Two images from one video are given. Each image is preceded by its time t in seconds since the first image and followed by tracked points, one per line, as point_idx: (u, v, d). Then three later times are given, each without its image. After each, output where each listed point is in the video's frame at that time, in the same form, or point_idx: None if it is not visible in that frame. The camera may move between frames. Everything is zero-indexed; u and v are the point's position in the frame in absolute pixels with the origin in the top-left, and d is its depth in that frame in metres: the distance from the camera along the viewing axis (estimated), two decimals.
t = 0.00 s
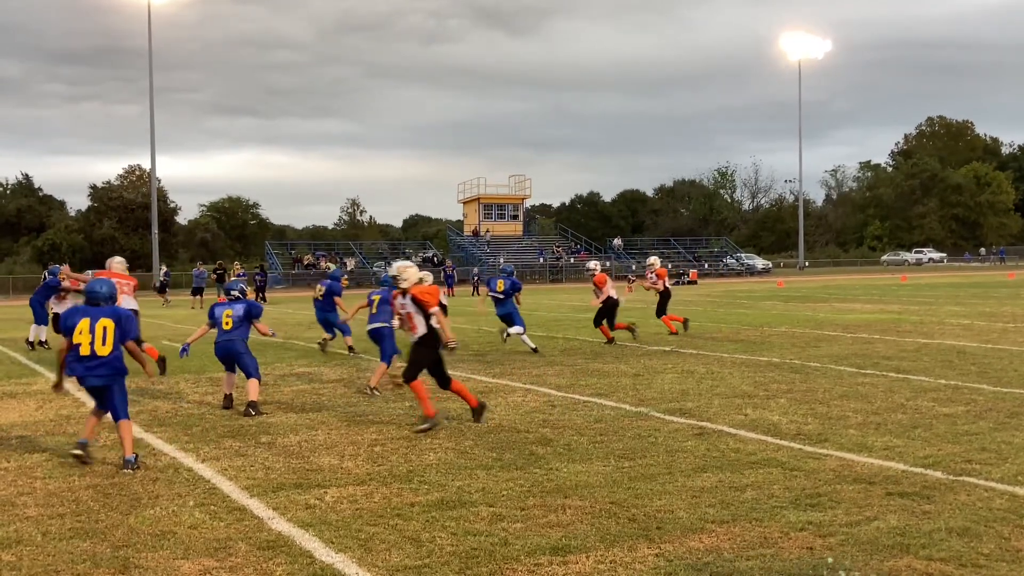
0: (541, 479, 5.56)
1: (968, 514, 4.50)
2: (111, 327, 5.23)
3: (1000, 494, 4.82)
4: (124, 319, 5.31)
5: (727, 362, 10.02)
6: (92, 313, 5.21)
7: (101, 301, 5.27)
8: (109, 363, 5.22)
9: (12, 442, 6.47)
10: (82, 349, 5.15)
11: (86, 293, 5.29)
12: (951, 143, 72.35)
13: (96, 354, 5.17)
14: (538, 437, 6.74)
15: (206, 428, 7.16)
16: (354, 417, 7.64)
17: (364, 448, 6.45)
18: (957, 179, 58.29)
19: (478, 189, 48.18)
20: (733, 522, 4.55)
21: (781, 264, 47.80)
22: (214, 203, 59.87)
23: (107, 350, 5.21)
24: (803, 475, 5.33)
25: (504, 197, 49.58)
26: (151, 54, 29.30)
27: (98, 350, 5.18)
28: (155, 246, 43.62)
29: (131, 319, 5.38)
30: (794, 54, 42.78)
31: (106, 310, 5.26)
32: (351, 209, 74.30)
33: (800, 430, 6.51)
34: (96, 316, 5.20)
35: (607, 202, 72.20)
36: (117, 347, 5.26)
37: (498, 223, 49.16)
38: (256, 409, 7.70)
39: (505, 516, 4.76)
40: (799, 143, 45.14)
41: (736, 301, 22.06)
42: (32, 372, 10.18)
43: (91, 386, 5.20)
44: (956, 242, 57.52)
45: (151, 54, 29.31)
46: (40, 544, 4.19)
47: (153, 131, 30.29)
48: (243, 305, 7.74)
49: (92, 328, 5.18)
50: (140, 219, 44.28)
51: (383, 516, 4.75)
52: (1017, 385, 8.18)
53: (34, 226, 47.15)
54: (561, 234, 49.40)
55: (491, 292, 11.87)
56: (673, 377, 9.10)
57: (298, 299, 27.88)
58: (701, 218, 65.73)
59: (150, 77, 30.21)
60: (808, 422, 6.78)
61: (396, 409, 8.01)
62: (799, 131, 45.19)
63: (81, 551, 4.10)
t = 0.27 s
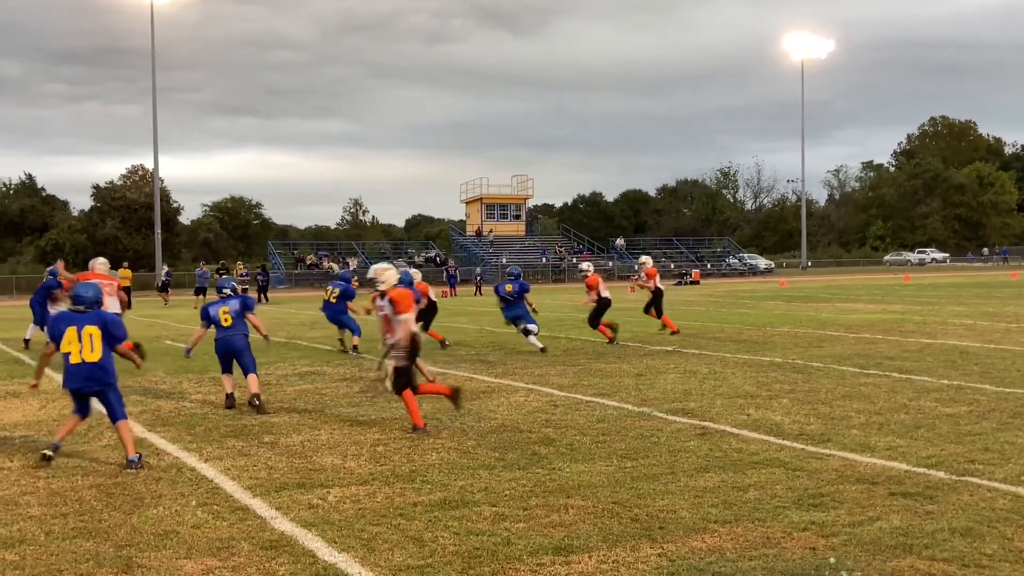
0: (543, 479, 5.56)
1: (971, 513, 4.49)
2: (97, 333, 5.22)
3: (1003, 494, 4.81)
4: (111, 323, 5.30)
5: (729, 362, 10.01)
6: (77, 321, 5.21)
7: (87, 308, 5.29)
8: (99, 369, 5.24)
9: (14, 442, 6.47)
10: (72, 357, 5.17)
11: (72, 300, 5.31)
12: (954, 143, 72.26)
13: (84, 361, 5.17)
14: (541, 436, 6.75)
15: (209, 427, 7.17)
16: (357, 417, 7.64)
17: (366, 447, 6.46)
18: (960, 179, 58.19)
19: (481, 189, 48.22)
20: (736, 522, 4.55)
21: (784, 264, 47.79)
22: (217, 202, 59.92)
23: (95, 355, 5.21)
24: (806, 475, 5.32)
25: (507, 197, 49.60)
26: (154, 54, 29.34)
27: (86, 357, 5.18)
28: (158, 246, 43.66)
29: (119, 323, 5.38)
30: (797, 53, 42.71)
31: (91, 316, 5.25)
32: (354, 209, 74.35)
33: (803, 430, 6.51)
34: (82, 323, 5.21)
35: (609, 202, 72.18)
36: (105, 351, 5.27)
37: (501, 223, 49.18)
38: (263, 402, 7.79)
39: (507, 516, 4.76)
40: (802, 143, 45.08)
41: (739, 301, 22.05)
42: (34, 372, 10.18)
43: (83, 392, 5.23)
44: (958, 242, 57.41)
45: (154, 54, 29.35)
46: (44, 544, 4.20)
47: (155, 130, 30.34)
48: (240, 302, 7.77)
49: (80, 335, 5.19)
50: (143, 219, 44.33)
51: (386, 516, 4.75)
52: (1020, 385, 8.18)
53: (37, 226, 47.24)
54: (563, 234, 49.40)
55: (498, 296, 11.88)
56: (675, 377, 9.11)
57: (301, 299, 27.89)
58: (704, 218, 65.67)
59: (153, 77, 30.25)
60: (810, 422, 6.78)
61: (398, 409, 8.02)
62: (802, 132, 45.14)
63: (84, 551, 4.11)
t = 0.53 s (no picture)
0: (549, 479, 5.57)
1: (976, 514, 4.49)
2: (80, 334, 5.23)
3: (1009, 496, 4.80)
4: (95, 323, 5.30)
5: (734, 362, 10.02)
6: (61, 320, 5.22)
7: (71, 305, 5.29)
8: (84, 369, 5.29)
9: (21, 441, 6.50)
10: (56, 357, 5.20)
11: (56, 296, 5.31)
12: (960, 143, 72.05)
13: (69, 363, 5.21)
14: (546, 436, 6.77)
15: (214, 427, 7.20)
16: (361, 417, 7.66)
17: (371, 447, 6.48)
18: (965, 179, 58.05)
19: (485, 189, 48.29)
20: (742, 522, 4.55)
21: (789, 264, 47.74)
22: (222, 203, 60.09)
23: (79, 356, 5.24)
24: (811, 475, 5.32)
25: (512, 197, 49.67)
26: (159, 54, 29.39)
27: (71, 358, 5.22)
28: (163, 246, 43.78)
29: (103, 322, 5.37)
30: (802, 54, 42.66)
31: (75, 315, 5.25)
32: (359, 209, 74.50)
33: (808, 430, 6.51)
34: (65, 323, 5.21)
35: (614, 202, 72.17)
36: (89, 351, 5.29)
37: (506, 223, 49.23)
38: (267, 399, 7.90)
39: (512, 516, 4.78)
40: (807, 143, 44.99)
41: (743, 301, 22.05)
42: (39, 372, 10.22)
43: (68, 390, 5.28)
44: (963, 243, 57.26)
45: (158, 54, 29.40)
46: (50, 543, 4.22)
47: (161, 131, 30.45)
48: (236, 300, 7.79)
49: (64, 334, 5.21)
50: (149, 219, 44.47)
51: (391, 516, 4.77)
52: None
53: (42, 226, 47.47)
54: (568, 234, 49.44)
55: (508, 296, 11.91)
56: (680, 377, 9.12)
57: (306, 299, 27.96)
58: (709, 218, 65.55)
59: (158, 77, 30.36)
60: (815, 422, 6.78)
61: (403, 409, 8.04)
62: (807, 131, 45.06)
63: (90, 550, 4.13)
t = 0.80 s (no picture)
0: (557, 479, 5.57)
1: (987, 515, 4.46)
2: (63, 333, 5.28)
3: (1021, 496, 4.77)
4: (76, 323, 5.35)
5: (743, 363, 9.99)
6: (44, 320, 5.24)
7: (53, 305, 5.31)
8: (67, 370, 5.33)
9: (31, 440, 6.55)
10: (39, 357, 5.22)
11: (36, 296, 5.32)
12: (970, 142, 71.63)
13: (52, 363, 5.24)
14: (555, 436, 6.76)
15: (224, 426, 7.24)
16: (370, 417, 7.67)
17: (380, 447, 6.50)
18: (976, 178, 57.70)
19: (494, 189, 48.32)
20: (750, 522, 4.54)
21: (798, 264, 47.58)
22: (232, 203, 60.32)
23: (62, 355, 5.28)
24: (820, 476, 5.30)
25: (521, 197, 49.68)
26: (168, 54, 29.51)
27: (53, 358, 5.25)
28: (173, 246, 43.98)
29: (84, 321, 5.42)
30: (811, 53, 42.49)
31: (56, 315, 5.29)
32: (367, 209, 74.63)
33: (817, 431, 6.48)
34: (48, 323, 5.24)
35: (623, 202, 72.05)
36: (71, 351, 5.34)
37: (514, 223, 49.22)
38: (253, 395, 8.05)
39: (521, 516, 4.78)
40: (817, 143, 44.78)
41: (753, 301, 21.97)
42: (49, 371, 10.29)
43: (50, 390, 5.30)
44: (974, 243, 56.92)
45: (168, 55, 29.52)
46: (61, 542, 4.25)
47: (171, 131, 30.57)
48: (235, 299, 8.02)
49: (45, 334, 5.23)
50: (158, 219, 44.67)
51: (399, 515, 4.78)
52: None
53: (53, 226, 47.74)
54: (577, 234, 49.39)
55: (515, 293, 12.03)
56: (689, 377, 9.09)
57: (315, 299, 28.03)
58: (718, 219, 65.39)
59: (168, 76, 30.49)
60: (825, 422, 6.75)
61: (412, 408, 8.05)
62: (817, 131, 44.86)
63: (100, 549, 4.16)
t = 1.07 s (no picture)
0: (568, 479, 5.58)
1: (999, 516, 4.44)
2: (49, 328, 5.38)
3: None
4: (62, 318, 5.45)
5: (754, 363, 9.96)
6: (30, 316, 5.35)
7: (43, 301, 5.44)
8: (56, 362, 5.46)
9: (44, 439, 6.61)
10: (27, 351, 5.34)
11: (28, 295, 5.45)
12: (983, 142, 71.12)
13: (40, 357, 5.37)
14: (565, 436, 6.77)
15: (235, 426, 7.28)
16: (381, 417, 7.70)
17: (390, 447, 6.51)
18: (988, 178, 57.30)
19: (504, 189, 48.36)
20: (761, 523, 4.54)
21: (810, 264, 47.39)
22: (243, 203, 60.57)
23: (49, 350, 5.38)
24: (832, 476, 5.29)
25: (531, 197, 49.72)
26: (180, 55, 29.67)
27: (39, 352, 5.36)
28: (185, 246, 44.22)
29: (72, 317, 5.53)
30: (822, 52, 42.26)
31: (44, 310, 5.41)
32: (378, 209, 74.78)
33: (829, 431, 6.46)
34: (34, 318, 5.35)
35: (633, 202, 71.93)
36: (58, 345, 5.43)
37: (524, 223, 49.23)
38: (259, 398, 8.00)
39: (531, 516, 4.79)
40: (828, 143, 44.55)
41: (764, 301, 21.89)
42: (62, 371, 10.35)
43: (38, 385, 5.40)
44: (987, 243, 56.51)
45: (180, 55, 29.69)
46: (73, 540, 4.29)
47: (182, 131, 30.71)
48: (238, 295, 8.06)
49: (31, 330, 5.34)
50: (170, 219, 44.91)
51: (410, 515, 4.79)
52: None
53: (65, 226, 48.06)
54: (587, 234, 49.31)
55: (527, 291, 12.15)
56: (700, 377, 9.08)
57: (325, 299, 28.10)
58: (729, 218, 65.16)
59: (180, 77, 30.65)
60: (837, 423, 6.72)
61: (422, 408, 8.08)
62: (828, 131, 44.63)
63: (112, 547, 4.20)
